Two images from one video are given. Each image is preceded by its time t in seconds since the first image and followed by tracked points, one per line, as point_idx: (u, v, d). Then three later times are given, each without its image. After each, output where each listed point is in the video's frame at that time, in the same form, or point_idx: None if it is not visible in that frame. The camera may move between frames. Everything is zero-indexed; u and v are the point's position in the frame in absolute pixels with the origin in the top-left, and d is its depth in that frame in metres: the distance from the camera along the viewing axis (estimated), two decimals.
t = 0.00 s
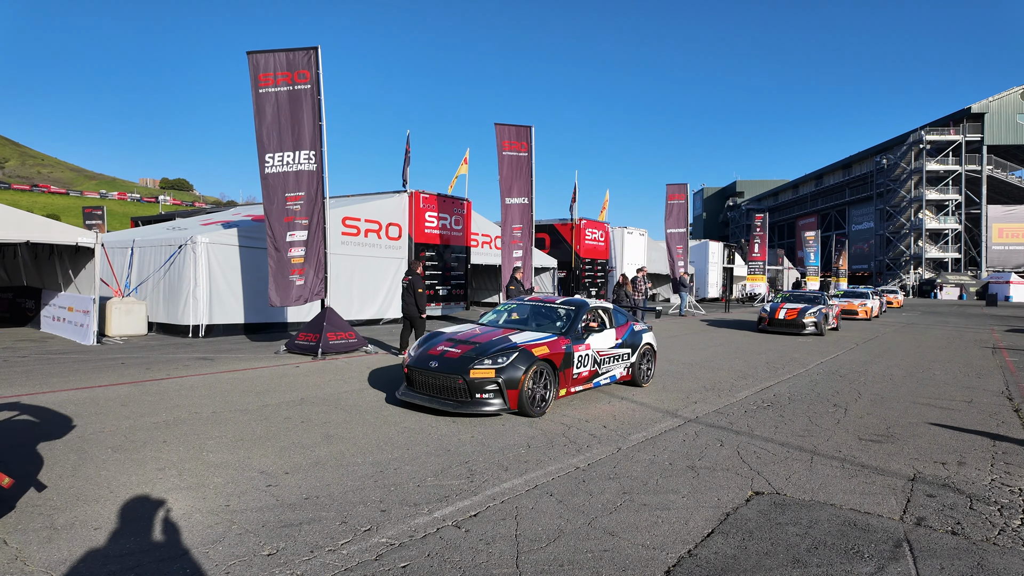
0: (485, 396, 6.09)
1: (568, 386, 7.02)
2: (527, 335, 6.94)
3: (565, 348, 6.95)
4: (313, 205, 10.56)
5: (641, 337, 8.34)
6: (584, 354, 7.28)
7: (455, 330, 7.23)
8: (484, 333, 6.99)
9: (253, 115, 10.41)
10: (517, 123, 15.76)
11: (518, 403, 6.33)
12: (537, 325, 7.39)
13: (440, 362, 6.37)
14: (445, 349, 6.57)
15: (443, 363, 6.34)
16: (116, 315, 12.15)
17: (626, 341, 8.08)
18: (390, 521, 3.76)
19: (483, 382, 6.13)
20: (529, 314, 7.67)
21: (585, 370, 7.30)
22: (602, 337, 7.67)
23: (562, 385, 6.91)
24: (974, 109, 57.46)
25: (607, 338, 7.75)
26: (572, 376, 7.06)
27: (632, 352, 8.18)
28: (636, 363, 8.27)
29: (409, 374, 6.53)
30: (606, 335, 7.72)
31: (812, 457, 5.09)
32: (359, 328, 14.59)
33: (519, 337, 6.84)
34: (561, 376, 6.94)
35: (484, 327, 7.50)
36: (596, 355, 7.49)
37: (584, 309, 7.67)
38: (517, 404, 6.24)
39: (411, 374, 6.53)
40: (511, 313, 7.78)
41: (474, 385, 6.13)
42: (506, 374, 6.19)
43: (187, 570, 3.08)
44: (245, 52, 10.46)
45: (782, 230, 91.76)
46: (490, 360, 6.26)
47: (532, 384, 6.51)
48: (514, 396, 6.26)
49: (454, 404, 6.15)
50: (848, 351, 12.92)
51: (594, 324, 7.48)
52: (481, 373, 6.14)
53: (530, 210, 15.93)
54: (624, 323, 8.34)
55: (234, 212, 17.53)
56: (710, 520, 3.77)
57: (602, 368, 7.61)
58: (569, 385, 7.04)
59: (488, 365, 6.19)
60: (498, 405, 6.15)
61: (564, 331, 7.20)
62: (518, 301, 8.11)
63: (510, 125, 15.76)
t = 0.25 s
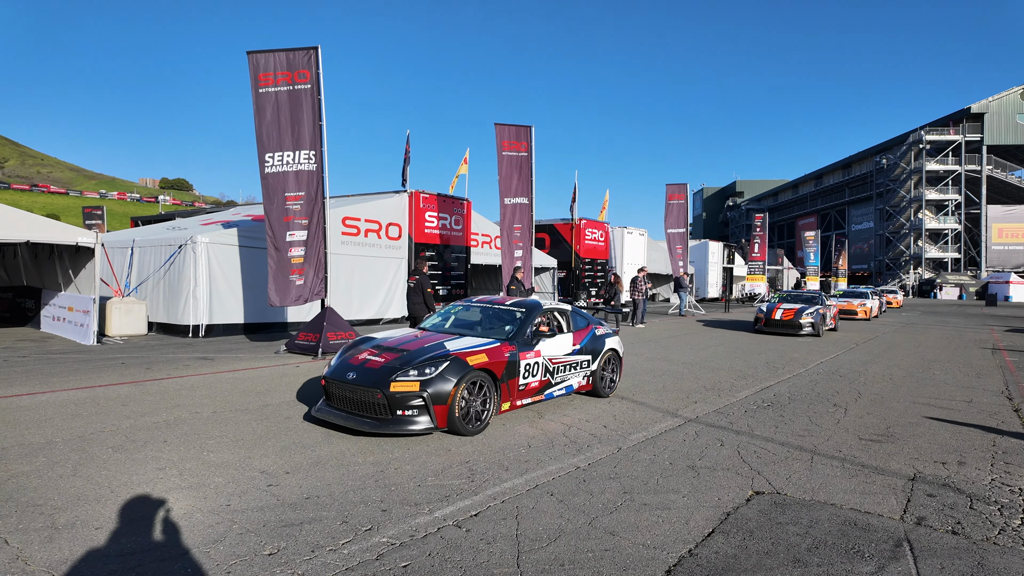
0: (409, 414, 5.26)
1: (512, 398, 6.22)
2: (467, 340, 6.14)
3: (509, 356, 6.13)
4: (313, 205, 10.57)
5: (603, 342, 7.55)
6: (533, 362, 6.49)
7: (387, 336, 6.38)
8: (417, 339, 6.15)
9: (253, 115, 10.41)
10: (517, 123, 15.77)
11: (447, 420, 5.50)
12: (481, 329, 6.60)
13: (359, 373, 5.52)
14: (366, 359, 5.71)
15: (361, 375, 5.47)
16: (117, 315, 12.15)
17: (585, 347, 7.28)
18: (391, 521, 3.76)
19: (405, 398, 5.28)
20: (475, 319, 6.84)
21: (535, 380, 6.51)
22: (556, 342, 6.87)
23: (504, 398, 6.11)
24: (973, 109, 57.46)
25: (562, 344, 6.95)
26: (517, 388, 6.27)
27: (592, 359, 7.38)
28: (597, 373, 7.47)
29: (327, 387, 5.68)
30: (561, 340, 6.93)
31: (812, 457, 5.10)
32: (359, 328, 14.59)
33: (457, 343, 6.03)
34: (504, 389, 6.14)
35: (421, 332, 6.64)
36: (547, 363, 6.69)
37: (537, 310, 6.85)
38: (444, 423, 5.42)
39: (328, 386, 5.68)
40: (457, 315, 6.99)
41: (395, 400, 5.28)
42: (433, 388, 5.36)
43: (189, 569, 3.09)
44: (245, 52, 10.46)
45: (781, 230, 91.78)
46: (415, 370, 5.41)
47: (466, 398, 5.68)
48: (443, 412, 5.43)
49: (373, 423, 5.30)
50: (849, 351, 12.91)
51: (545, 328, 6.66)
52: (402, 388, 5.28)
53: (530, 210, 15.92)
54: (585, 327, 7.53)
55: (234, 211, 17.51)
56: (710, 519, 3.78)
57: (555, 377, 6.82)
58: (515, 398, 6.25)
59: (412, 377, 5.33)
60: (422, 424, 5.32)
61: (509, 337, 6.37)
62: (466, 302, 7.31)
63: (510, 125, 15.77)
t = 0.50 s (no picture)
0: (303, 438, 4.43)
1: (439, 416, 5.42)
2: (388, 349, 5.35)
3: (435, 367, 5.34)
4: (313, 205, 10.57)
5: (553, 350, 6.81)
6: (467, 373, 5.68)
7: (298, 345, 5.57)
8: (331, 349, 5.35)
9: (252, 114, 10.40)
10: (516, 123, 15.78)
11: (350, 445, 4.66)
12: (410, 338, 5.86)
13: (249, 390, 4.69)
14: (262, 372, 4.89)
15: (251, 392, 4.65)
16: (116, 315, 12.15)
17: (533, 355, 6.52)
18: (391, 521, 3.77)
19: (298, 420, 4.43)
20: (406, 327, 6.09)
21: (471, 394, 5.73)
22: (498, 350, 6.09)
23: (429, 416, 5.30)
24: (973, 109, 57.46)
25: (506, 352, 6.17)
26: (447, 404, 5.47)
27: (543, 368, 6.63)
28: (549, 384, 6.71)
29: (215, 406, 4.86)
30: (502, 348, 6.15)
31: (812, 456, 5.10)
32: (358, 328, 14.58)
33: (374, 352, 5.24)
34: (429, 406, 5.32)
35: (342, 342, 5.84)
36: (486, 373, 5.90)
37: (473, 315, 6.08)
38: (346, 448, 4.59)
39: (217, 405, 4.85)
40: (388, 322, 6.26)
41: (286, 422, 4.44)
42: (333, 407, 4.52)
43: (189, 569, 3.09)
44: (245, 52, 10.46)
45: (781, 230, 91.81)
46: (313, 387, 4.57)
47: (377, 419, 4.84)
48: (343, 436, 4.59)
49: (261, 449, 4.47)
50: (849, 351, 12.91)
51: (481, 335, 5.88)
52: (293, 408, 4.44)
53: (529, 210, 15.92)
54: (536, 333, 6.75)
55: (233, 211, 17.49)
56: (711, 519, 3.77)
57: (498, 390, 6.04)
58: (444, 414, 5.46)
59: (307, 395, 4.49)
60: (318, 450, 4.48)
61: (438, 346, 5.60)
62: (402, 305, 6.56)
63: (509, 124, 15.78)
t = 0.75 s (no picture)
0: (151, 472, 3.54)
1: (342, 441, 4.48)
2: (283, 361, 4.44)
3: (335, 383, 4.40)
4: (312, 205, 10.56)
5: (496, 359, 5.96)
6: (380, 389, 4.73)
7: (182, 354, 4.67)
8: (215, 359, 4.44)
9: (251, 114, 10.40)
10: (516, 124, 15.80)
11: (217, 478, 3.76)
12: (320, 347, 4.92)
13: (98, 411, 3.81)
14: (120, 389, 4.01)
15: (100, 413, 3.78)
16: (115, 316, 12.14)
17: (469, 365, 5.63)
18: (390, 521, 3.77)
19: (146, 451, 3.55)
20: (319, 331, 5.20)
21: (387, 413, 4.79)
22: (424, 360, 5.17)
23: (328, 441, 4.37)
24: (973, 109, 57.48)
25: (434, 362, 5.26)
26: (353, 425, 4.53)
27: (483, 380, 5.77)
28: (489, 397, 5.86)
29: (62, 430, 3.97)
30: (430, 357, 5.25)
31: (812, 456, 5.09)
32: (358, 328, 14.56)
33: (261, 364, 4.32)
34: (329, 430, 4.39)
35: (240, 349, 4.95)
36: (407, 388, 4.97)
37: (395, 318, 5.19)
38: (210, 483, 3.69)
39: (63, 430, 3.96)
40: (298, 329, 5.31)
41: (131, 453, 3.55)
42: (190, 434, 3.62)
43: (188, 569, 3.08)
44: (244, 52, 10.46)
45: (781, 230, 91.88)
46: (168, 409, 3.67)
47: (257, 443, 3.97)
48: (206, 468, 3.68)
49: (104, 485, 3.61)
50: (848, 350, 12.92)
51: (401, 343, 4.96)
52: (143, 435, 3.56)
53: (528, 210, 15.92)
54: (473, 339, 5.86)
55: (232, 211, 17.48)
56: (709, 519, 3.78)
57: (423, 406, 5.13)
58: (350, 438, 4.53)
59: (159, 420, 3.60)
60: (173, 487, 3.59)
61: (346, 356, 4.68)
62: (316, 309, 5.63)
63: (509, 125, 15.78)
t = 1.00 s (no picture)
0: None
1: (212, 473, 3.70)
2: (139, 375, 3.68)
3: (197, 405, 3.62)
4: (309, 205, 10.55)
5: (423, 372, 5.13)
6: (262, 408, 3.94)
7: (29, 368, 3.91)
8: (60, 373, 3.69)
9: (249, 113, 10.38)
10: (514, 123, 15.79)
11: (23, 527, 2.99)
12: (198, 358, 4.15)
13: None
14: None
15: None
16: (112, 316, 12.10)
17: (389, 377, 4.84)
18: (388, 521, 3.76)
19: None
20: (206, 340, 4.42)
21: (274, 437, 4.01)
22: (324, 374, 4.36)
23: (190, 476, 3.59)
24: (971, 109, 57.57)
25: (341, 376, 4.45)
26: (225, 454, 3.75)
27: (406, 395, 4.98)
28: (416, 415, 5.07)
29: None
30: (335, 369, 4.46)
31: (810, 456, 5.10)
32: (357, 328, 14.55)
33: (105, 381, 3.53)
34: (193, 462, 3.61)
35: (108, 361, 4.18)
36: (303, 406, 4.18)
37: (292, 322, 4.42)
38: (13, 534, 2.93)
39: None
40: (182, 334, 4.53)
41: None
42: None
43: (185, 570, 3.07)
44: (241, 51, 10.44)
45: (779, 230, 92.03)
46: None
47: (87, 482, 3.20)
48: (3, 518, 2.89)
49: None
50: (846, 350, 12.94)
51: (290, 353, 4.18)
52: None
53: (527, 210, 15.90)
54: (397, 348, 5.07)
55: (230, 211, 17.44)
56: (708, 519, 3.78)
57: (327, 428, 4.36)
58: (224, 469, 3.76)
59: None
60: None
61: (223, 369, 3.91)
62: (208, 312, 4.85)
63: (507, 125, 15.79)
